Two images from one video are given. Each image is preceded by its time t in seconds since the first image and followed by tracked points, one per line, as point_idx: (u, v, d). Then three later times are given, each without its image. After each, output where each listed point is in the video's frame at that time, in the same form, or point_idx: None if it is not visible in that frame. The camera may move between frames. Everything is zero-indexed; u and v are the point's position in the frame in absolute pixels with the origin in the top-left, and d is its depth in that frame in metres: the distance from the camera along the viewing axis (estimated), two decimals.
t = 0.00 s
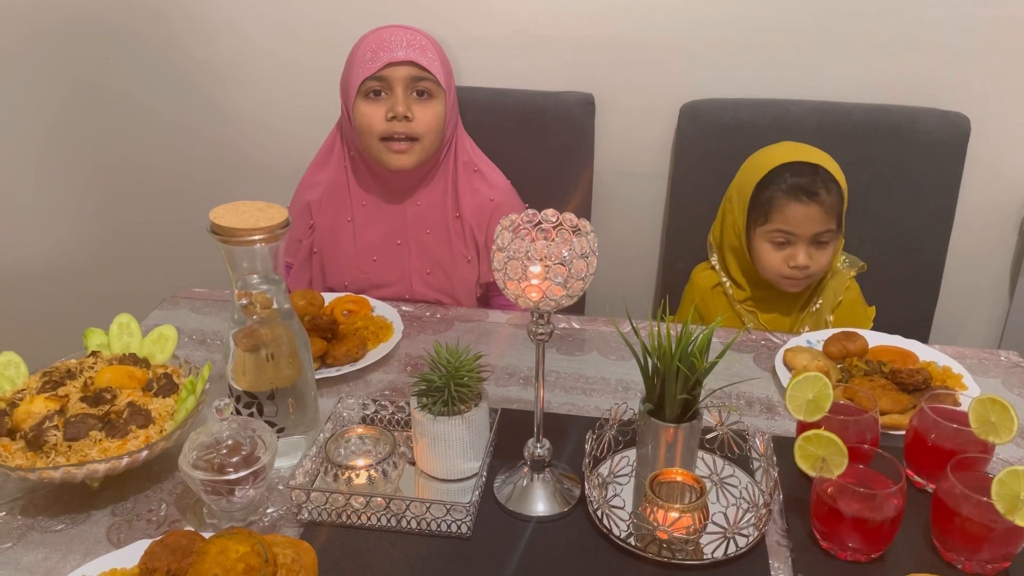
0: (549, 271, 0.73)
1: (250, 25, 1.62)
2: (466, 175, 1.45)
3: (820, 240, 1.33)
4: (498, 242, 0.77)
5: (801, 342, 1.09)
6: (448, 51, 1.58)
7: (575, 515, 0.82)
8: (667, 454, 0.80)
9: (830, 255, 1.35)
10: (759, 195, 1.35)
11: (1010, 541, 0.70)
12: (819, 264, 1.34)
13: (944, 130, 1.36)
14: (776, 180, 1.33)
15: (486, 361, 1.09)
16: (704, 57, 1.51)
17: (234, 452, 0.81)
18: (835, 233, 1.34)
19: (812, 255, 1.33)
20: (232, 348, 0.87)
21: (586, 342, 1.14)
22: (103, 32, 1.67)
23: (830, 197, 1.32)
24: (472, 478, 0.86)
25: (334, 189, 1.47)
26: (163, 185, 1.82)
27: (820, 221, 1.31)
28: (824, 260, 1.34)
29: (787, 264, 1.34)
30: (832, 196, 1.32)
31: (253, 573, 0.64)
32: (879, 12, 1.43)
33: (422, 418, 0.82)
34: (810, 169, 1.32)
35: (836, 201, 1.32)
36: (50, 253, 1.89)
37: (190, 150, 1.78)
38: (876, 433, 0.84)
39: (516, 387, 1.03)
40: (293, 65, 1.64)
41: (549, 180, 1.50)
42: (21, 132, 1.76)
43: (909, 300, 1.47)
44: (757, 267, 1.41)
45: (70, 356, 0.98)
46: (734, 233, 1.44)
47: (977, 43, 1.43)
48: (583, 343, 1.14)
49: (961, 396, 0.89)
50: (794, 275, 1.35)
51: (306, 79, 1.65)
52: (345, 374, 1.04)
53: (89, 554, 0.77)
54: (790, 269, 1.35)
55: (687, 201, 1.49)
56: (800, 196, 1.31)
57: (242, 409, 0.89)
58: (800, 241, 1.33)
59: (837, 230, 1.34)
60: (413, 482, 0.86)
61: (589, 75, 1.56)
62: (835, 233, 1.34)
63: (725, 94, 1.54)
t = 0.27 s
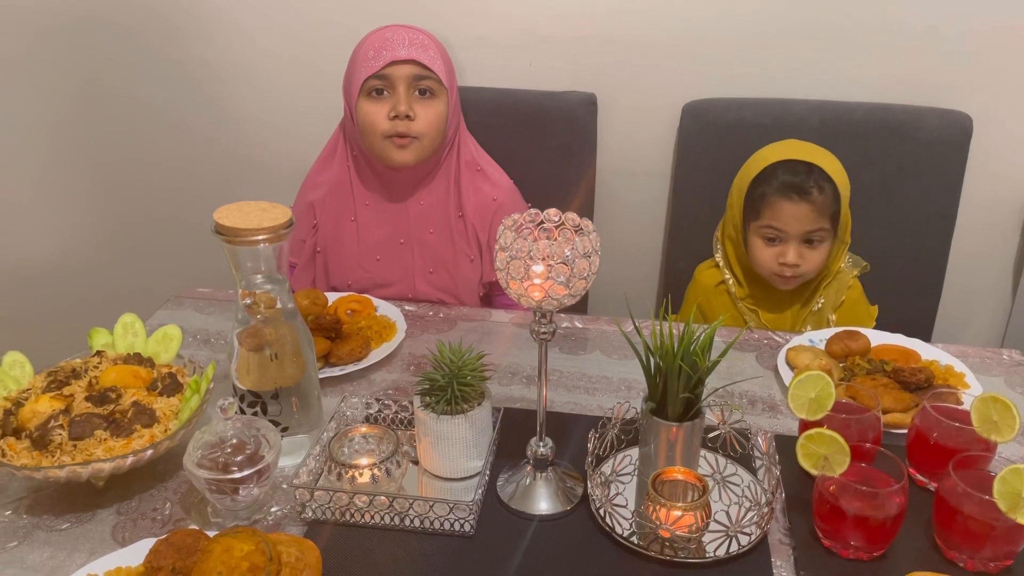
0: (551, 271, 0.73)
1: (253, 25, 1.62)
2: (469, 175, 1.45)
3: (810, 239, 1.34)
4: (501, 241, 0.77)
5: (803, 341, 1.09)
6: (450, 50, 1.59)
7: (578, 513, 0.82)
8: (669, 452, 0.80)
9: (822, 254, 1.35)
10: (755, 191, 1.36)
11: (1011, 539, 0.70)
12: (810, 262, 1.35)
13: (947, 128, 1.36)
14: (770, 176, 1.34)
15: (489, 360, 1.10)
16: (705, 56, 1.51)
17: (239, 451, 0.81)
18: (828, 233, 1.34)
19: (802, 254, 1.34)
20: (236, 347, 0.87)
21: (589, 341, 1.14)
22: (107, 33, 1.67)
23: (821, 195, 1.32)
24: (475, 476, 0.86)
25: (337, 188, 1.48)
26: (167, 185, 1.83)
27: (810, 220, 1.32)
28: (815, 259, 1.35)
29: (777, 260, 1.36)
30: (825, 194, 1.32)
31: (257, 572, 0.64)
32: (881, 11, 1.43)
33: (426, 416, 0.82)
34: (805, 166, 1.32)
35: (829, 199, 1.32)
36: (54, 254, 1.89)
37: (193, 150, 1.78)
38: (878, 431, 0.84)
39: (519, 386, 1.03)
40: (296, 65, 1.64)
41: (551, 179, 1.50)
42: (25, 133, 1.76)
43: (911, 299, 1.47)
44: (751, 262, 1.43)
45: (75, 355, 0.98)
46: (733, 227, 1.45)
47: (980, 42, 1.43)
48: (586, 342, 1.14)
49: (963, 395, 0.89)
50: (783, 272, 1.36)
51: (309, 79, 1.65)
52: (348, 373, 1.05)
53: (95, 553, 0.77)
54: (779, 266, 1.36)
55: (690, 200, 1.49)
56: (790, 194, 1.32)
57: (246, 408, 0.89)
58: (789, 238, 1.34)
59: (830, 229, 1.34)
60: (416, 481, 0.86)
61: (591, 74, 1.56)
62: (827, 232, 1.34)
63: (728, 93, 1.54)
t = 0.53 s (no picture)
0: (554, 271, 0.73)
1: (256, 26, 1.62)
2: (472, 175, 1.45)
3: (808, 237, 1.35)
4: (504, 241, 0.78)
5: (806, 341, 1.09)
6: (453, 51, 1.59)
7: (581, 513, 0.82)
8: (672, 452, 0.80)
9: (820, 252, 1.35)
10: (753, 189, 1.37)
11: (1015, 539, 0.70)
12: (808, 260, 1.36)
13: (949, 128, 1.36)
14: (767, 174, 1.35)
15: (493, 360, 1.10)
16: (708, 56, 1.51)
17: (244, 451, 0.81)
18: (826, 232, 1.34)
19: (800, 252, 1.35)
20: (241, 348, 0.88)
21: (592, 341, 1.14)
22: (111, 34, 1.68)
23: (819, 193, 1.32)
24: (479, 476, 0.86)
25: (340, 188, 1.48)
26: (171, 186, 1.84)
27: (807, 218, 1.33)
28: (813, 257, 1.35)
29: (774, 258, 1.36)
30: (822, 192, 1.32)
31: (263, 571, 0.65)
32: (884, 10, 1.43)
33: (429, 416, 0.83)
34: (802, 164, 1.33)
35: (826, 197, 1.32)
36: (59, 255, 1.90)
37: (197, 151, 1.79)
38: (881, 431, 0.85)
39: (523, 386, 1.04)
40: (300, 66, 1.64)
41: (554, 179, 1.50)
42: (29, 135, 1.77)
43: (914, 298, 1.47)
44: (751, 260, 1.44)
45: (80, 355, 0.98)
46: (733, 226, 1.46)
47: (983, 41, 1.43)
48: (589, 342, 1.14)
49: (966, 394, 0.89)
50: (781, 270, 1.37)
51: (312, 80, 1.65)
52: (352, 374, 1.05)
53: (100, 552, 0.78)
54: (777, 263, 1.37)
55: (693, 200, 1.50)
56: (787, 192, 1.33)
57: (251, 408, 0.90)
58: (786, 236, 1.35)
59: (828, 228, 1.34)
60: (420, 481, 0.86)
61: (594, 74, 1.56)
62: (825, 230, 1.34)
63: (730, 93, 1.54)
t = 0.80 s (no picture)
0: (558, 271, 0.74)
1: (259, 27, 1.62)
2: (474, 175, 1.45)
3: (807, 237, 1.35)
4: (507, 241, 0.78)
5: (809, 340, 1.09)
6: (455, 51, 1.59)
7: (584, 512, 0.82)
8: (676, 451, 0.80)
9: (819, 253, 1.36)
10: (752, 189, 1.37)
11: (1018, 538, 0.70)
12: (807, 260, 1.36)
13: (952, 127, 1.36)
14: (767, 174, 1.35)
15: (496, 360, 1.10)
16: (711, 56, 1.51)
17: (247, 450, 0.82)
18: (824, 232, 1.35)
19: (798, 252, 1.35)
20: (244, 347, 0.88)
21: (595, 340, 1.14)
22: (114, 35, 1.68)
23: (818, 194, 1.32)
24: (482, 475, 0.86)
25: (343, 188, 1.48)
26: (173, 187, 1.84)
27: (805, 218, 1.33)
28: (811, 257, 1.36)
29: (773, 258, 1.37)
30: (821, 192, 1.32)
31: (266, 571, 0.65)
32: (886, 10, 1.43)
33: (433, 416, 0.83)
34: (802, 164, 1.33)
35: (825, 198, 1.33)
36: (61, 256, 1.90)
37: (199, 152, 1.79)
38: (885, 429, 0.85)
39: (526, 386, 1.04)
40: (302, 66, 1.65)
41: (556, 179, 1.50)
42: (32, 136, 1.77)
43: (917, 297, 1.47)
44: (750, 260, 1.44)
45: (84, 355, 0.99)
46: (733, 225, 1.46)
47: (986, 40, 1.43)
48: (592, 342, 1.14)
49: (969, 393, 0.89)
50: (779, 270, 1.38)
51: (314, 80, 1.65)
52: (355, 373, 1.05)
53: (104, 552, 0.78)
54: (776, 263, 1.37)
55: (695, 200, 1.50)
56: (786, 192, 1.33)
57: (255, 407, 0.90)
58: (785, 236, 1.35)
59: (826, 228, 1.35)
60: (424, 480, 0.86)
61: (596, 74, 1.56)
62: (823, 231, 1.35)
63: (733, 93, 1.54)
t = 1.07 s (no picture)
0: (558, 271, 0.74)
1: (259, 28, 1.63)
2: (475, 175, 1.45)
3: (807, 237, 1.35)
4: (508, 241, 0.78)
5: (810, 340, 1.09)
6: (457, 51, 1.59)
7: (585, 512, 0.82)
8: (678, 451, 0.80)
9: (819, 253, 1.36)
10: (753, 189, 1.37)
11: (1020, 537, 0.70)
12: (807, 261, 1.36)
13: (953, 127, 1.36)
14: (767, 174, 1.35)
15: (497, 360, 1.10)
16: (711, 56, 1.51)
17: (249, 451, 0.82)
18: (824, 232, 1.35)
19: (798, 252, 1.35)
20: (246, 348, 0.88)
21: (596, 340, 1.14)
22: (115, 37, 1.68)
23: (818, 194, 1.32)
24: (483, 476, 0.86)
25: (344, 188, 1.48)
26: (175, 188, 1.84)
27: (805, 218, 1.33)
28: (811, 258, 1.36)
29: (772, 258, 1.37)
30: (821, 193, 1.32)
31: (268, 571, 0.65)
32: (887, 10, 1.43)
33: (434, 416, 0.83)
34: (802, 164, 1.33)
35: (825, 198, 1.32)
36: (63, 256, 1.90)
37: (201, 152, 1.79)
38: (886, 429, 0.84)
39: (527, 386, 1.04)
40: (303, 67, 1.65)
41: (557, 179, 1.50)
42: (34, 137, 1.77)
43: (918, 297, 1.47)
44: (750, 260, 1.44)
45: (86, 356, 0.99)
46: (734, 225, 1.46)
47: (987, 40, 1.43)
48: (593, 342, 1.14)
49: (971, 393, 0.89)
50: (779, 270, 1.37)
51: (316, 81, 1.66)
52: (357, 373, 1.05)
53: (106, 552, 0.78)
54: (774, 263, 1.37)
55: (696, 200, 1.49)
56: (786, 192, 1.33)
57: (256, 408, 0.90)
58: (785, 236, 1.35)
59: (826, 229, 1.34)
60: (425, 480, 0.86)
61: (597, 75, 1.56)
62: (823, 231, 1.34)
63: (733, 93, 1.54)
